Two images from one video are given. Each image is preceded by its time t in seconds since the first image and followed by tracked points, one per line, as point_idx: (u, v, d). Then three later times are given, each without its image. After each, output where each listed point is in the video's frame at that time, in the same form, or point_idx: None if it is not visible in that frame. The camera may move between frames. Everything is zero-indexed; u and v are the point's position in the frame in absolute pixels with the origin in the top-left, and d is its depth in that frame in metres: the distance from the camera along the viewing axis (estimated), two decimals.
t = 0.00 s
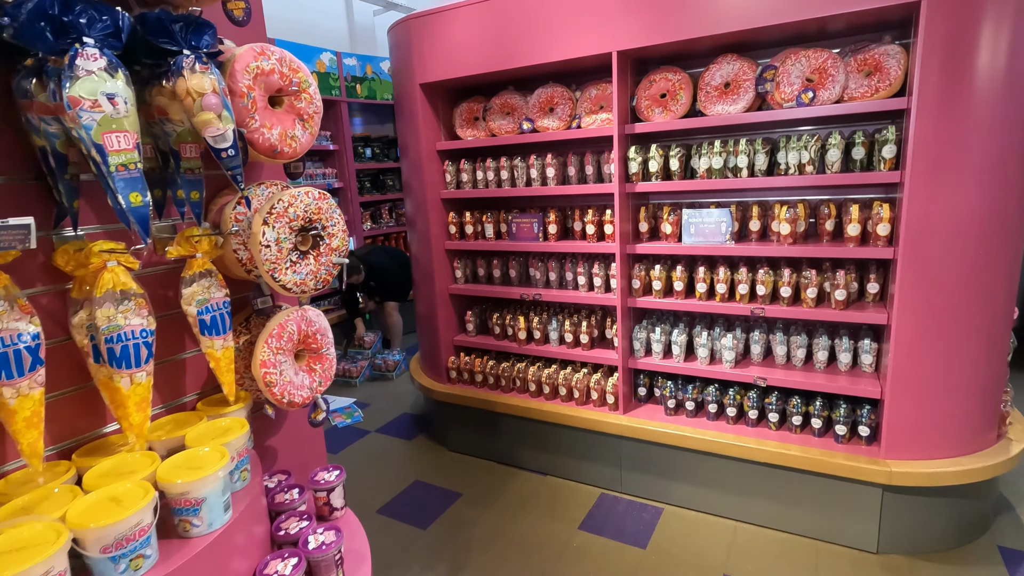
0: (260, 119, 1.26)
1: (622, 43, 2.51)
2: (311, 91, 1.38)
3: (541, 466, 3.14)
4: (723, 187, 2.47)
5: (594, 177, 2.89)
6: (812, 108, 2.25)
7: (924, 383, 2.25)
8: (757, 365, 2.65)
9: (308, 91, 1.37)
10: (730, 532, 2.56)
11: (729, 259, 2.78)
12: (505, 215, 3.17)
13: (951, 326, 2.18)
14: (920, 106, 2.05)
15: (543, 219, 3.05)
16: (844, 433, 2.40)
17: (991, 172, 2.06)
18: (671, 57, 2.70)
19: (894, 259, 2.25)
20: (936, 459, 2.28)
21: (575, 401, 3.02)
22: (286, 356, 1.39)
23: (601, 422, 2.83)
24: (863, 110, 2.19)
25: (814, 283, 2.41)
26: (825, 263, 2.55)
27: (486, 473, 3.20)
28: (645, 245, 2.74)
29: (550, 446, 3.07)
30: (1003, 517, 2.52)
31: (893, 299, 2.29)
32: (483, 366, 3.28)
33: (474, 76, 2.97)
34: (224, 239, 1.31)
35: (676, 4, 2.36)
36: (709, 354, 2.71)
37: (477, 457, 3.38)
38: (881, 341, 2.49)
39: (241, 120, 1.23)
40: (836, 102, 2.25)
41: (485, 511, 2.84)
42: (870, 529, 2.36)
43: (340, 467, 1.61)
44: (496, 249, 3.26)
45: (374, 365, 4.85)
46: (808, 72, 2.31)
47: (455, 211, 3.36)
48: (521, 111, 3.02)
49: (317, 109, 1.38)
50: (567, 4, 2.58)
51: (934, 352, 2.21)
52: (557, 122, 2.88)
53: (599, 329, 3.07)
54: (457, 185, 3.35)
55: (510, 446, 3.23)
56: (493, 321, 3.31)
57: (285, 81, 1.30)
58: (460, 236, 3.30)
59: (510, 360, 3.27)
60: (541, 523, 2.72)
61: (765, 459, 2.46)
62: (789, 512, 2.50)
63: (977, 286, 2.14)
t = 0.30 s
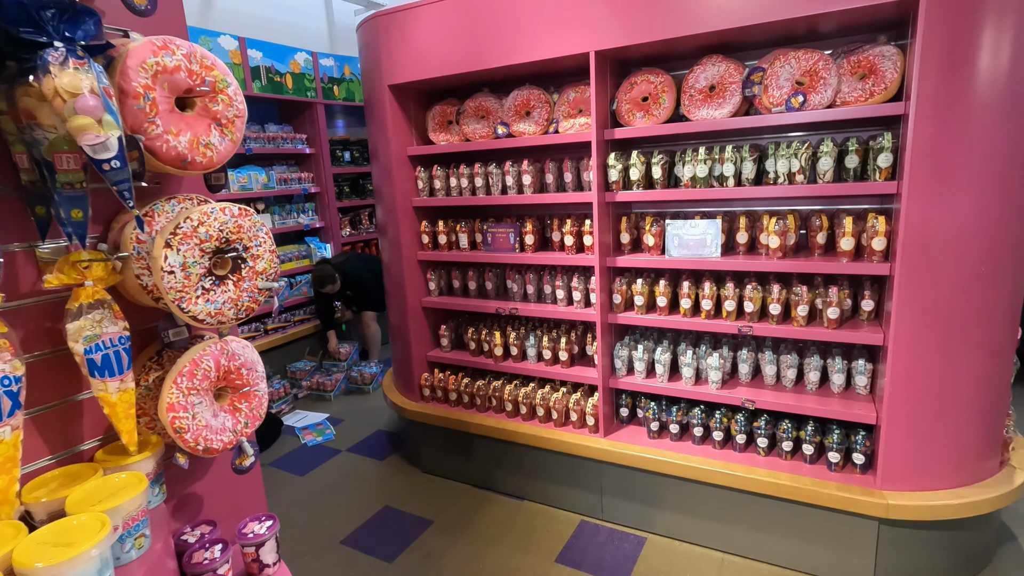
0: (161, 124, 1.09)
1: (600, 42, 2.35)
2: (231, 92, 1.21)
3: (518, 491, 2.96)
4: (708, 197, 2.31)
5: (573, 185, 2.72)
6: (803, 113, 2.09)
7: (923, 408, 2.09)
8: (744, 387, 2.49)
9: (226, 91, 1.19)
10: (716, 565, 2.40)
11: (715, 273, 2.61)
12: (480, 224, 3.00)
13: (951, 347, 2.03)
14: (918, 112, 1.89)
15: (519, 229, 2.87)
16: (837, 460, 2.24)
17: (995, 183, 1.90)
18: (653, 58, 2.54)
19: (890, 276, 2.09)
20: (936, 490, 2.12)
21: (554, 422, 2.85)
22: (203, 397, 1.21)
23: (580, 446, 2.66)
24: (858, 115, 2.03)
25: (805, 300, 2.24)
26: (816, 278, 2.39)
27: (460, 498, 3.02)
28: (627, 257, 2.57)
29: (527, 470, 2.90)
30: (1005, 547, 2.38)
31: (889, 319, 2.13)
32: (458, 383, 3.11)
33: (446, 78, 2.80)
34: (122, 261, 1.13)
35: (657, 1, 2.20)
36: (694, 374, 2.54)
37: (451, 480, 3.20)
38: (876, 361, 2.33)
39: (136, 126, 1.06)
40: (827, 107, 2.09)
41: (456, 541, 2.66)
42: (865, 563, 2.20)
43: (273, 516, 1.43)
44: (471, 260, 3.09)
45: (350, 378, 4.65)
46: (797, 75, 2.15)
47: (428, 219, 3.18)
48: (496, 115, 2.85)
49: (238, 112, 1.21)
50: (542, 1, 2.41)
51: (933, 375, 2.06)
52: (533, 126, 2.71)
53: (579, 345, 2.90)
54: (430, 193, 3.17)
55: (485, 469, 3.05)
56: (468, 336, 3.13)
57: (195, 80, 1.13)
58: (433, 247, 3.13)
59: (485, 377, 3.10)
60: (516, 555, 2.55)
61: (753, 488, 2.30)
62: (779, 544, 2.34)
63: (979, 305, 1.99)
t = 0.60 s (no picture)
0: (41, 107, 1.00)
1: (580, 31, 2.18)
2: (134, 73, 1.13)
3: (497, 508, 2.80)
4: (696, 197, 2.15)
5: (554, 184, 2.56)
6: (796, 107, 1.93)
7: (925, 424, 1.94)
8: (735, 400, 2.34)
9: (128, 73, 1.11)
10: None
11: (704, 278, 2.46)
12: (457, 226, 2.84)
13: (956, 359, 1.88)
14: (921, 105, 1.74)
15: (498, 232, 2.71)
16: (833, 480, 2.09)
17: (1004, 182, 1.75)
18: (637, 49, 2.39)
19: (890, 283, 1.94)
20: (940, 512, 1.97)
21: (534, 436, 2.68)
22: (102, 428, 1.05)
23: (561, 462, 2.50)
24: (857, 109, 1.87)
25: (799, 308, 2.09)
26: (811, 285, 2.24)
27: (435, 516, 2.85)
28: (610, 261, 2.41)
29: (506, 486, 2.73)
30: (1012, 570, 2.23)
31: (890, 329, 1.97)
32: (434, 394, 2.94)
33: (418, 70, 2.64)
34: None
35: None
36: (681, 386, 2.38)
37: (427, 495, 3.03)
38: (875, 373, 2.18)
39: (9, 109, 0.98)
40: (823, 100, 1.94)
41: (429, 565, 2.50)
42: None
43: (196, 560, 1.35)
44: (448, 264, 2.92)
45: (328, 386, 4.48)
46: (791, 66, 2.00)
47: (402, 220, 3.01)
48: (473, 110, 2.69)
49: (141, 96, 1.12)
50: None
51: (937, 390, 1.91)
52: (511, 122, 2.55)
53: (561, 354, 2.74)
54: (405, 192, 3.00)
55: (462, 484, 2.88)
56: (445, 344, 2.96)
57: (83, 57, 1.05)
58: (407, 249, 2.96)
59: (463, 388, 2.93)
60: None
61: (744, 510, 2.14)
62: (772, 569, 2.18)
63: (986, 315, 1.84)
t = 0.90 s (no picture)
0: None
1: (551, 14, 1.95)
2: None
3: (465, 537, 2.58)
4: (678, 199, 1.94)
5: (526, 185, 2.34)
6: (790, 98, 1.72)
7: (933, 458, 1.73)
8: (723, 423, 2.12)
9: None
10: None
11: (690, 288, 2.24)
12: (423, 230, 2.61)
13: (967, 385, 1.66)
14: (931, 97, 1.52)
15: (465, 236, 2.49)
16: (830, 516, 1.88)
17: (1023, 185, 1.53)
18: (616, 37, 2.17)
19: (894, 296, 1.72)
20: (949, 556, 1.76)
21: (504, 460, 2.46)
22: None
23: (533, 490, 2.28)
24: (858, 100, 1.66)
25: (792, 324, 1.87)
26: (806, 297, 2.03)
27: (399, 544, 2.63)
28: (585, 270, 2.19)
29: (475, 514, 2.51)
30: None
31: (894, 348, 1.76)
32: (399, 412, 2.71)
33: (379, 60, 2.41)
34: None
35: None
36: (664, 407, 2.16)
37: (393, 521, 2.81)
38: (877, 395, 1.97)
39: None
40: (821, 91, 1.72)
41: None
42: None
43: None
44: (414, 271, 2.70)
45: (298, 397, 4.24)
46: (784, 52, 1.78)
47: (366, 223, 2.79)
48: (439, 103, 2.46)
49: None
50: None
51: (947, 418, 1.69)
52: (479, 116, 2.33)
53: (536, 370, 2.52)
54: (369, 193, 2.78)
55: (429, 510, 2.66)
56: (411, 357, 2.74)
57: None
58: (371, 255, 2.74)
59: (430, 406, 2.70)
60: None
61: (732, 548, 1.92)
62: None
63: (1002, 335, 1.63)
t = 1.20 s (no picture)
0: None
1: None
2: None
3: (438, 564, 2.40)
4: (662, 203, 1.76)
5: (500, 186, 2.17)
6: (784, 91, 1.54)
7: (944, 492, 1.55)
8: (712, 446, 1.95)
9: None
10: None
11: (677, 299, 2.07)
12: (393, 234, 2.44)
13: (983, 411, 1.48)
14: (943, 87, 1.34)
15: (437, 241, 2.32)
16: (829, 552, 1.70)
17: None
18: (597, 25, 2.00)
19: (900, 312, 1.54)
20: None
21: (478, 481, 2.28)
22: None
23: (507, 516, 2.10)
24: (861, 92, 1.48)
25: (787, 341, 1.70)
26: (802, 311, 1.86)
27: (367, 571, 2.45)
28: (562, 278, 2.02)
29: (447, 540, 2.33)
30: None
31: (900, 370, 1.58)
32: (368, 429, 2.54)
33: (343, 51, 2.23)
34: None
35: None
36: (648, 428, 1.99)
37: (362, 544, 2.63)
38: (880, 419, 1.79)
39: None
40: (820, 82, 1.54)
41: None
42: None
43: None
44: (385, 278, 2.53)
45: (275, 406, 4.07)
46: (778, 40, 1.61)
47: (334, 227, 2.61)
48: (409, 98, 2.29)
49: None
50: None
51: (961, 448, 1.51)
52: (450, 112, 2.15)
53: (513, 385, 2.35)
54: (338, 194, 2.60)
55: (399, 534, 2.48)
56: (382, 369, 2.56)
57: None
58: (339, 260, 2.56)
59: (402, 422, 2.53)
60: None
61: None
62: None
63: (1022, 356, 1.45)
